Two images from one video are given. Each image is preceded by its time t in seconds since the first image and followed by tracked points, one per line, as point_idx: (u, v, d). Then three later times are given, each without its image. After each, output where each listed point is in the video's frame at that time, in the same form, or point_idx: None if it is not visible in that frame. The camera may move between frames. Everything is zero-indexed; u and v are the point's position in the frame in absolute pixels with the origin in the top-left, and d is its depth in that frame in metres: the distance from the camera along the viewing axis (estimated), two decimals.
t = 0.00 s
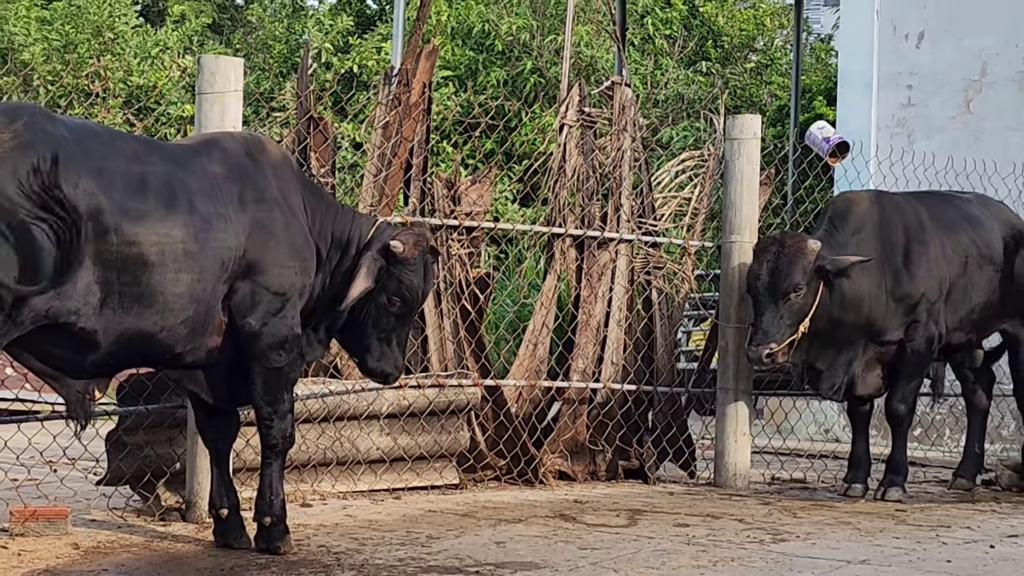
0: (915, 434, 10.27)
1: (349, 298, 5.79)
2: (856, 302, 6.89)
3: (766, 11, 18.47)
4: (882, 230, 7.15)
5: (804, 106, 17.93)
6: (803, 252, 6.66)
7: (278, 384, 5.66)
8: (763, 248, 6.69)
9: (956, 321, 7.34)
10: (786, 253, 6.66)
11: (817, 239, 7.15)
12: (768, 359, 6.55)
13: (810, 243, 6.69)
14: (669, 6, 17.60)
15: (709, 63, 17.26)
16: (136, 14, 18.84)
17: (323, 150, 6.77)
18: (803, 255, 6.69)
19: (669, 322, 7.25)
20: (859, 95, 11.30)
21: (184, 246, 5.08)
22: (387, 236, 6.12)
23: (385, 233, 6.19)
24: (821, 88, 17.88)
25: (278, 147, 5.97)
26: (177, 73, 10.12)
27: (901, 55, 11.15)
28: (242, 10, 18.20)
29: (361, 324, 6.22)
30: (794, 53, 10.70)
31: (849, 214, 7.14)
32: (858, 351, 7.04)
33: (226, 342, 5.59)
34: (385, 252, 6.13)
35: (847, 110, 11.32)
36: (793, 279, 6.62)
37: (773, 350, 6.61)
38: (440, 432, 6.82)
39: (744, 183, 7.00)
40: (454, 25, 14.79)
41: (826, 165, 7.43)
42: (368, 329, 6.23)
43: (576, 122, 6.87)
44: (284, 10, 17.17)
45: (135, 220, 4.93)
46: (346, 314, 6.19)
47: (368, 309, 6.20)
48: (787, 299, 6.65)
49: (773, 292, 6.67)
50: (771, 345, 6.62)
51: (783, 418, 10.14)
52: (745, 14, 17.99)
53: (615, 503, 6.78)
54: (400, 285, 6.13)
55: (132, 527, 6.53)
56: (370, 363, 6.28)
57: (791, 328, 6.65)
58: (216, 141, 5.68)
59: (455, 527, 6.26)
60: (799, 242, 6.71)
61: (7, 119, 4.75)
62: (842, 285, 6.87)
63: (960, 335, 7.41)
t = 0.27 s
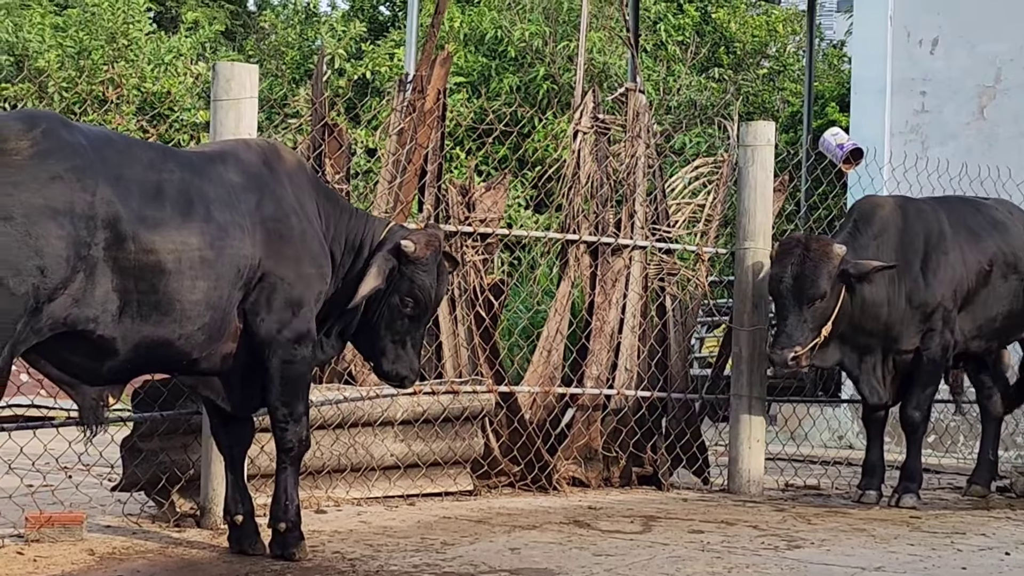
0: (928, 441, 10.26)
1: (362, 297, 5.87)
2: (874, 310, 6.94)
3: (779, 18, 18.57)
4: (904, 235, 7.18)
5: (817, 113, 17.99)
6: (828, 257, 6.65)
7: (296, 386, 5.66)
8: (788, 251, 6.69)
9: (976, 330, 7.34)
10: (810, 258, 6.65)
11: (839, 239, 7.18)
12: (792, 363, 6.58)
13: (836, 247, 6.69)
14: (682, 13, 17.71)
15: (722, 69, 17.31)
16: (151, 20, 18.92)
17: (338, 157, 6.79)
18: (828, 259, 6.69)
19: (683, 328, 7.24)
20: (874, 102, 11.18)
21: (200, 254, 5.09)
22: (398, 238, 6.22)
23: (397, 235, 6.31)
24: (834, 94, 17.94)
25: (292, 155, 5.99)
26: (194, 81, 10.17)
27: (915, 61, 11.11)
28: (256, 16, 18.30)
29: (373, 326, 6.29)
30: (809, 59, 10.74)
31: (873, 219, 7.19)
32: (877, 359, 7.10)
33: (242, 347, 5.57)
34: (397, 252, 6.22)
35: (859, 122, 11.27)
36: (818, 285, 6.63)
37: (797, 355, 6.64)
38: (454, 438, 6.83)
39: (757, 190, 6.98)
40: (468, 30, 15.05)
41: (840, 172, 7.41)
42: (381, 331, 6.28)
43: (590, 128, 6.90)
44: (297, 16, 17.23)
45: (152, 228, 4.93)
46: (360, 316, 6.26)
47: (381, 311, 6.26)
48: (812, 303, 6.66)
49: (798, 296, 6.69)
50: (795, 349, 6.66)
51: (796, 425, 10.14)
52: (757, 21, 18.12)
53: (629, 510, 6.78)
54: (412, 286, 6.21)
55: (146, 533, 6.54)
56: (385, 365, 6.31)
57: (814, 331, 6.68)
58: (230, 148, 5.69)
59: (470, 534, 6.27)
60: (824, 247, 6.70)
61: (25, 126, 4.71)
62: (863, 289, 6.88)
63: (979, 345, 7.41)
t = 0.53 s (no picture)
0: (950, 445, 10.24)
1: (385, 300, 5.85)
2: (894, 310, 7.01)
3: (799, 21, 18.72)
4: (929, 235, 7.23)
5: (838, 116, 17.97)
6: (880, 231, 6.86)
7: (315, 390, 5.67)
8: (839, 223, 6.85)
9: (1002, 334, 7.31)
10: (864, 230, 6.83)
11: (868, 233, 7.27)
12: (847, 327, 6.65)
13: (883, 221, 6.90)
14: (703, 17, 17.72)
15: (743, 73, 17.31)
16: (173, 24, 19.04)
17: (360, 159, 6.78)
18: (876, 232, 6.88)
19: (705, 331, 7.24)
20: (896, 105, 11.22)
21: (221, 257, 5.09)
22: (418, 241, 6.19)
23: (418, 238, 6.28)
24: (855, 98, 17.93)
25: (312, 158, 6.01)
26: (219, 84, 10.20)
27: (937, 64, 11.11)
28: (279, 20, 18.40)
29: (396, 331, 6.26)
30: (829, 63, 10.73)
31: (897, 220, 7.26)
32: (898, 358, 7.13)
33: (263, 350, 5.60)
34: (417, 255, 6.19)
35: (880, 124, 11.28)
36: (871, 255, 6.80)
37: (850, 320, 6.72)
38: (476, 441, 6.84)
39: (779, 193, 6.99)
40: (489, 33, 15.20)
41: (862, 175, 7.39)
42: (403, 335, 6.26)
43: (611, 131, 6.89)
44: (317, 20, 17.29)
45: (174, 231, 4.93)
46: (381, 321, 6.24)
47: (403, 315, 6.24)
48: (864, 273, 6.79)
49: (850, 264, 6.80)
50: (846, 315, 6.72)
51: (817, 428, 10.13)
52: (778, 24, 18.26)
53: (651, 513, 6.77)
54: (433, 289, 6.19)
55: (169, 536, 6.55)
56: (406, 369, 6.30)
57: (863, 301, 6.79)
58: (252, 151, 5.70)
59: (491, 537, 6.27)
60: (874, 222, 6.90)
61: (48, 129, 4.71)
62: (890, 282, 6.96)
63: (1004, 350, 7.39)
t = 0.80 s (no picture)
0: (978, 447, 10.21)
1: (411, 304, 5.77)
2: (926, 312, 6.97)
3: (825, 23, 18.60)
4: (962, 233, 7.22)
5: (864, 118, 17.94)
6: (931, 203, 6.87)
7: (342, 391, 5.65)
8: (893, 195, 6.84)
9: None
10: (917, 201, 6.84)
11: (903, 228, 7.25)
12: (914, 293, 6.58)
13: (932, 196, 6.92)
14: (728, 19, 17.73)
15: (768, 75, 17.31)
16: (199, 27, 19.16)
17: (386, 161, 6.78)
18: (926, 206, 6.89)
19: (731, 334, 7.23)
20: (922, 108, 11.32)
21: (248, 259, 5.04)
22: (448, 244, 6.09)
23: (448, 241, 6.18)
24: (880, 100, 17.90)
25: (339, 158, 5.98)
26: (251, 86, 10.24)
27: (964, 66, 11.12)
28: (305, 23, 18.47)
29: (424, 335, 6.18)
30: (856, 64, 10.75)
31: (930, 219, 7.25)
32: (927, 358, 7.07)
33: (290, 351, 5.57)
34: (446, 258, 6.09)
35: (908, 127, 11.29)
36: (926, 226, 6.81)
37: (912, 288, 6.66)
38: (502, 443, 6.83)
39: (806, 195, 6.99)
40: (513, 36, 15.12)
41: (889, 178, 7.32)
42: (431, 339, 6.18)
43: (638, 133, 6.85)
44: (342, 22, 17.35)
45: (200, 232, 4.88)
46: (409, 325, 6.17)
47: (431, 319, 6.15)
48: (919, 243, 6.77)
49: (906, 233, 6.78)
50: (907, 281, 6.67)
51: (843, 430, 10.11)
52: (804, 26, 18.29)
53: (678, 515, 6.76)
54: (462, 293, 6.09)
55: (197, 537, 6.55)
56: (434, 372, 6.23)
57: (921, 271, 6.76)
58: (280, 152, 5.65)
59: (519, 539, 6.25)
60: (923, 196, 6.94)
61: (75, 130, 4.65)
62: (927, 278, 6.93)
63: None
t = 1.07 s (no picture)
0: (1012, 449, 10.16)
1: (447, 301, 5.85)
2: (962, 313, 6.99)
3: (854, 23, 18.07)
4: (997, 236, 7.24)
5: (894, 118, 17.85)
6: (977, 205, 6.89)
7: (377, 394, 5.64)
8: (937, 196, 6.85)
9: None
10: (962, 202, 6.84)
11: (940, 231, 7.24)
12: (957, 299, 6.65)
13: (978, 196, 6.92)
14: (756, 19, 17.67)
15: (798, 75, 17.22)
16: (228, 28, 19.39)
17: (419, 162, 6.79)
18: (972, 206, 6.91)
19: (763, 334, 7.21)
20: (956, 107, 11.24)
21: (283, 259, 4.98)
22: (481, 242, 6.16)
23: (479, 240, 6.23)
24: (910, 100, 17.80)
25: (372, 159, 5.94)
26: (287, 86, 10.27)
27: (998, 66, 11.04)
28: (334, 25, 18.50)
29: (457, 333, 6.24)
30: (886, 65, 10.83)
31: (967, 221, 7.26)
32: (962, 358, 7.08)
33: (324, 357, 5.57)
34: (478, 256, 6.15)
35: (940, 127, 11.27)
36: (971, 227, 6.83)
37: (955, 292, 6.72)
38: (535, 445, 6.84)
39: (839, 195, 6.97)
40: (541, 37, 15.08)
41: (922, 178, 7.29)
42: (464, 337, 6.24)
43: (670, 134, 6.91)
44: (370, 23, 17.36)
45: (235, 232, 4.84)
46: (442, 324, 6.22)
47: (465, 317, 6.21)
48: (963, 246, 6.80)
49: (951, 236, 6.80)
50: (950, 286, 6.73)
51: (876, 431, 10.09)
52: (834, 26, 17.59)
53: (710, 517, 6.74)
54: (495, 290, 6.16)
55: (230, 539, 6.55)
56: (469, 371, 6.29)
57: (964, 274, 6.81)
58: (313, 154, 5.63)
59: (552, 540, 6.25)
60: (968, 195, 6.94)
61: (110, 132, 4.67)
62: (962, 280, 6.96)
63: None
